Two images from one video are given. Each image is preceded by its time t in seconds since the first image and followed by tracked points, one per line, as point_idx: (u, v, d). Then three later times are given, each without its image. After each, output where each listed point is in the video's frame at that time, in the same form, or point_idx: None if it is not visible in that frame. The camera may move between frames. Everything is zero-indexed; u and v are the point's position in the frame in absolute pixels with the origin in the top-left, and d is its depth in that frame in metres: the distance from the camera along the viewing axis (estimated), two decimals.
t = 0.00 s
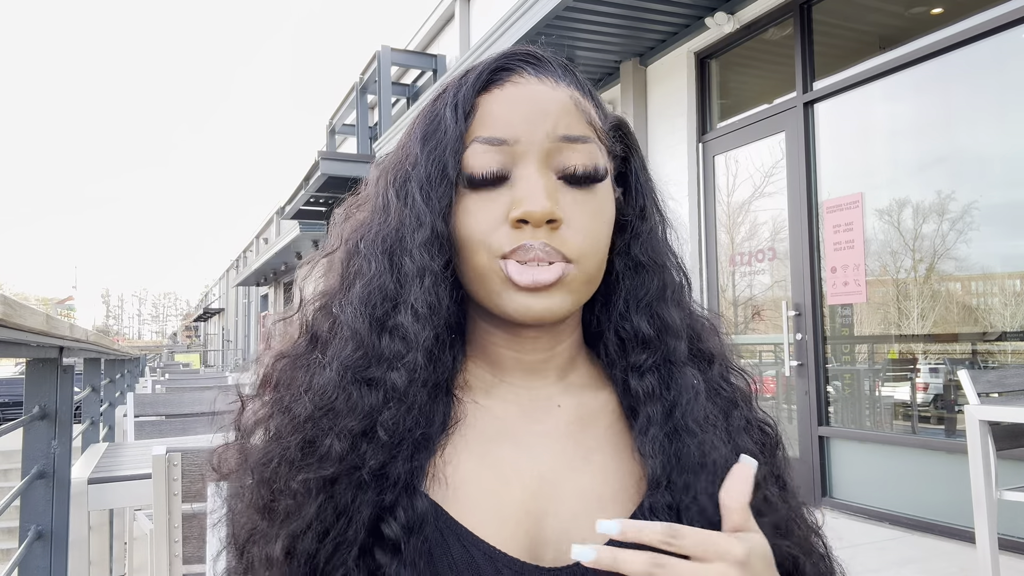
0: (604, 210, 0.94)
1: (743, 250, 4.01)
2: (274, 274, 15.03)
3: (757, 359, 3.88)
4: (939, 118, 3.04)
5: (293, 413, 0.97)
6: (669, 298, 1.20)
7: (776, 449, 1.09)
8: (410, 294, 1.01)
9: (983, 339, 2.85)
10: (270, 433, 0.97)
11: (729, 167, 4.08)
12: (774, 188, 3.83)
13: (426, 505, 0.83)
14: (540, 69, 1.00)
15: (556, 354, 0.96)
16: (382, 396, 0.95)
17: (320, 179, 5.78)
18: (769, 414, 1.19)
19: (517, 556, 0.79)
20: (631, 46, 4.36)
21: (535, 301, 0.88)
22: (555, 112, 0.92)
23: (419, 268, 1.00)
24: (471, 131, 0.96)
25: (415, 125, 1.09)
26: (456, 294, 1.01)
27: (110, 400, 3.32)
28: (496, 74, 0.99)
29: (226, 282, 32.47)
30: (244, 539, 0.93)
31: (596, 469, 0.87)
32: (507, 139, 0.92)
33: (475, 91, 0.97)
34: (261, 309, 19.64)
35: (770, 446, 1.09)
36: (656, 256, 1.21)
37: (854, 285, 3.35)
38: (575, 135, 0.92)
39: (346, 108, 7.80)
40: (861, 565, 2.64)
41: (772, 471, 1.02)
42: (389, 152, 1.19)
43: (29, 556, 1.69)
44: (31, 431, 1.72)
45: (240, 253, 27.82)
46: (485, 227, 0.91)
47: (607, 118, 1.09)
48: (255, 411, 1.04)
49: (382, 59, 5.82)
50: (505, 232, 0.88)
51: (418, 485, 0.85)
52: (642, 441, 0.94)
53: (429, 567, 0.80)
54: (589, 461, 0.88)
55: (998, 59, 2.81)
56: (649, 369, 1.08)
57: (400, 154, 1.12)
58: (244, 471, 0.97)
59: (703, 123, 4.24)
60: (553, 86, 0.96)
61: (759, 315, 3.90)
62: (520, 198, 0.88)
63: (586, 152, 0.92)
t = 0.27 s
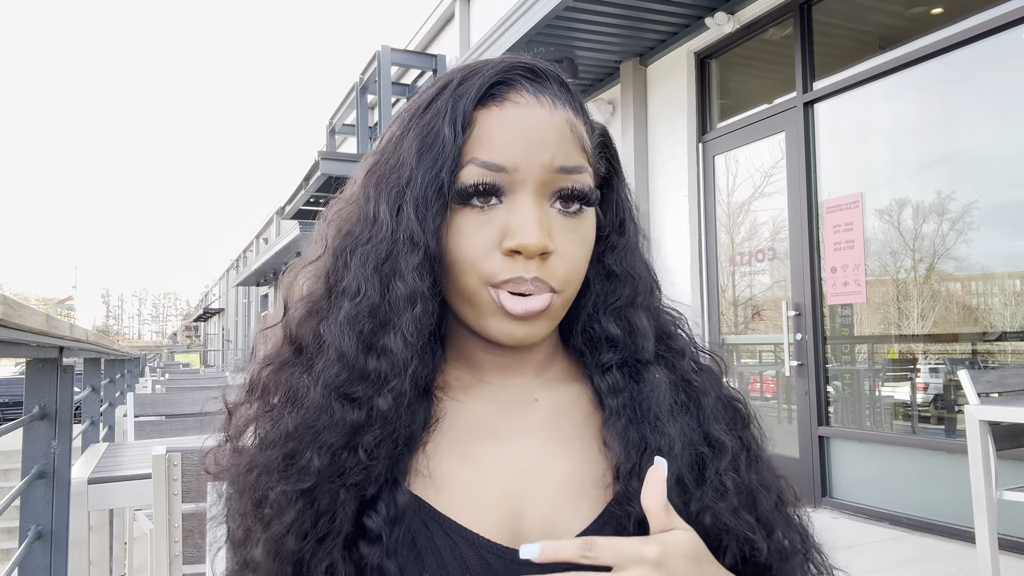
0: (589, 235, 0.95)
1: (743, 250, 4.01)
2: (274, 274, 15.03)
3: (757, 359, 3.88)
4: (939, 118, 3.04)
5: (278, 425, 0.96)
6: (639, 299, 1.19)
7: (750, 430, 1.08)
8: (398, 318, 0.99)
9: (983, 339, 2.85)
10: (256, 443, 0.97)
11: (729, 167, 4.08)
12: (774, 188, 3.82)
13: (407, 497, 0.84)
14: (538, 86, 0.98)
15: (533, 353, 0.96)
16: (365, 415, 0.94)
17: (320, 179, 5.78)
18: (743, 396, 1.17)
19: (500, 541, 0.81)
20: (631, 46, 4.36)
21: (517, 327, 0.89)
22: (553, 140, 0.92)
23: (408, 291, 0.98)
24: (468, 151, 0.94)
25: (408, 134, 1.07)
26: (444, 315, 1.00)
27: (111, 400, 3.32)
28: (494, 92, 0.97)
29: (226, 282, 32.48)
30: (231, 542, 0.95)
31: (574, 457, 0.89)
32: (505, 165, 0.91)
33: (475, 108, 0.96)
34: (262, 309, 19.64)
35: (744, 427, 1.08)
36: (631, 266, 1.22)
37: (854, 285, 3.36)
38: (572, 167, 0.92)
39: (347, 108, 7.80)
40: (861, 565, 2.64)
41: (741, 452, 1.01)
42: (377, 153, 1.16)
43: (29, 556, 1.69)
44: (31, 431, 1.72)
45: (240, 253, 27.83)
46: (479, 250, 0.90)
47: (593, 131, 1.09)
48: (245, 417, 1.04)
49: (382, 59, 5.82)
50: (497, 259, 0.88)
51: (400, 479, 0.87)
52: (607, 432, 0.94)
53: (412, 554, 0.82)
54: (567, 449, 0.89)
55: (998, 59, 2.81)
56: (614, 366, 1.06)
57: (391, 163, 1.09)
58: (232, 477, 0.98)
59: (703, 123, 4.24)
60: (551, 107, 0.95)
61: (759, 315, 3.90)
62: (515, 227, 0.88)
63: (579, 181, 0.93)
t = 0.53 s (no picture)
0: (573, 226, 0.96)
1: (742, 250, 4.01)
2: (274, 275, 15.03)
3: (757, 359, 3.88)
4: (939, 118, 3.04)
5: (275, 429, 0.95)
6: (615, 294, 1.20)
7: (726, 414, 1.09)
8: (389, 310, 0.99)
9: (983, 339, 2.85)
10: (250, 449, 0.95)
11: (729, 167, 4.08)
12: (774, 188, 3.83)
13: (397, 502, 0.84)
14: (514, 86, 1.00)
15: (518, 352, 0.96)
16: (360, 410, 0.93)
17: (320, 179, 5.77)
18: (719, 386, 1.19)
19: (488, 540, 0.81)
20: (630, 46, 4.36)
21: (512, 318, 0.88)
22: (533, 133, 0.93)
23: (399, 283, 0.98)
24: (453, 146, 0.95)
25: (392, 133, 1.07)
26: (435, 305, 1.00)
27: (111, 400, 3.32)
28: (473, 90, 0.99)
29: (226, 282, 32.48)
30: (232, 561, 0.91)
31: (560, 455, 0.90)
32: (489, 157, 0.92)
33: (456, 105, 0.97)
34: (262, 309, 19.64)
35: (720, 413, 1.09)
36: (605, 262, 1.22)
37: (854, 285, 3.36)
38: (554, 157, 0.94)
39: (347, 108, 7.80)
40: (861, 565, 2.64)
41: (715, 440, 1.03)
42: (361, 156, 1.17)
43: (29, 556, 1.69)
44: (31, 431, 1.72)
45: (240, 253, 27.83)
46: (466, 244, 0.90)
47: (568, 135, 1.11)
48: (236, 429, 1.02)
49: (382, 59, 5.82)
50: (486, 249, 0.88)
51: (391, 485, 0.86)
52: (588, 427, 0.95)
53: (408, 558, 0.82)
54: (553, 448, 0.90)
55: (997, 59, 2.81)
56: (593, 359, 1.07)
57: (375, 164, 1.09)
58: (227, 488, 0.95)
59: (703, 124, 4.24)
60: (528, 105, 0.96)
61: (759, 315, 3.90)
62: (504, 217, 0.88)
63: (562, 171, 0.95)
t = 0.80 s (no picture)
0: (570, 218, 0.96)
1: (742, 250, 4.01)
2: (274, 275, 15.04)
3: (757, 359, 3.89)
4: (939, 118, 3.04)
5: (289, 422, 0.93)
6: (617, 293, 1.20)
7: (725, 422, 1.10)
8: (396, 300, 0.98)
9: (983, 340, 2.85)
10: (262, 443, 0.93)
11: (729, 167, 4.09)
12: (774, 188, 3.83)
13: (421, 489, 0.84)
14: (507, 86, 1.00)
15: (522, 350, 0.96)
16: (378, 398, 0.93)
17: (320, 179, 5.78)
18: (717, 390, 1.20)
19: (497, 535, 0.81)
20: (630, 46, 4.36)
21: (510, 311, 0.88)
22: (526, 127, 0.94)
23: (403, 274, 0.97)
24: (448, 142, 0.95)
25: (389, 132, 1.08)
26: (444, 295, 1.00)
27: (111, 400, 3.32)
28: (468, 88, 0.99)
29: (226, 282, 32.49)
30: (253, 561, 0.87)
31: (564, 453, 0.90)
32: (483, 151, 0.92)
33: (450, 102, 0.97)
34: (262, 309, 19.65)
35: (719, 419, 1.11)
36: (605, 259, 1.22)
37: (854, 285, 3.36)
38: (547, 148, 0.94)
39: (347, 108, 7.80)
40: (861, 565, 2.64)
41: (715, 443, 1.04)
42: (360, 159, 1.17)
43: (30, 556, 1.69)
44: (31, 431, 1.72)
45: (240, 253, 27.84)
46: (462, 238, 0.90)
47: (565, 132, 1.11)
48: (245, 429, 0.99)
49: (382, 59, 5.82)
50: (482, 241, 0.88)
51: (413, 474, 0.86)
52: (594, 423, 0.95)
53: (434, 545, 0.81)
54: (557, 446, 0.90)
55: (997, 59, 2.81)
56: (598, 359, 1.07)
57: (374, 164, 1.10)
58: (236, 485, 0.92)
59: (703, 123, 4.24)
60: (522, 102, 0.97)
61: (759, 315, 3.90)
62: (498, 208, 0.88)
63: (556, 163, 0.94)
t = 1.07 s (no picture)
0: (584, 215, 0.96)
1: (743, 250, 4.01)
2: (274, 274, 15.04)
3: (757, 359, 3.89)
4: (939, 118, 3.04)
5: (307, 419, 0.92)
6: (633, 294, 1.21)
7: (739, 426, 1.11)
8: (412, 296, 0.98)
9: (983, 339, 2.85)
10: (277, 441, 0.92)
11: (729, 167, 4.09)
12: (774, 188, 3.83)
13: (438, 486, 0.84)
14: (519, 85, 1.00)
15: (536, 350, 0.96)
16: (396, 395, 0.93)
17: (320, 179, 5.78)
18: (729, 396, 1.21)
19: (510, 533, 0.81)
20: (631, 46, 4.36)
21: (526, 308, 0.88)
22: (540, 123, 0.93)
23: (421, 270, 0.97)
24: (461, 140, 0.95)
25: (403, 132, 1.08)
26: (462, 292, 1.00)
27: (111, 400, 3.32)
28: (481, 87, 0.99)
29: (226, 282, 32.50)
30: (267, 560, 0.87)
31: (578, 456, 0.89)
32: (497, 147, 0.92)
33: (463, 101, 0.97)
34: (262, 309, 19.65)
35: (732, 425, 1.11)
36: (621, 257, 1.23)
37: (854, 285, 3.36)
38: (561, 144, 0.94)
39: (347, 108, 7.80)
40: (861, 565, 2.64)
41: (729, 447, 1.05)
42: (374, 158, 1.17)
43: (29, 556, 1.69)
44: (31, 431, 1.72)
45: (240, 253, 27.85)
46: (479, 235, 0.90)
47: (576, 131, 1.11)
48: (257, 428, 0.98)
49: (382, 59, 5.82)
50: (498, 238, 0.88)
51: (431, 473, 0.86)
52: (610, 427, 0.96)
53: (450, 545, 0.81)
54: (570, 448, 0.89)
55: (997, 59, 2.81)
56: (616, 359, 1.08)
57: (388, 163, 1.10)
58: (251, 483, 0.91)
59: (703, 123, 4.25)
60: (534, 100, 0.97)
61: (759, 315, 3.90)
62: (514, 204, 0.88)
63: (570, 159, 0.94)
